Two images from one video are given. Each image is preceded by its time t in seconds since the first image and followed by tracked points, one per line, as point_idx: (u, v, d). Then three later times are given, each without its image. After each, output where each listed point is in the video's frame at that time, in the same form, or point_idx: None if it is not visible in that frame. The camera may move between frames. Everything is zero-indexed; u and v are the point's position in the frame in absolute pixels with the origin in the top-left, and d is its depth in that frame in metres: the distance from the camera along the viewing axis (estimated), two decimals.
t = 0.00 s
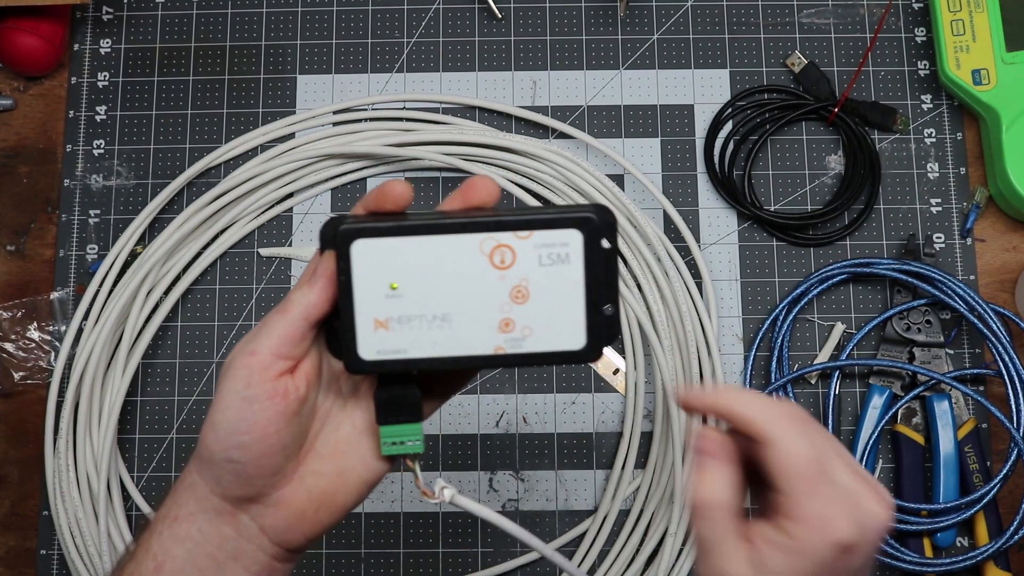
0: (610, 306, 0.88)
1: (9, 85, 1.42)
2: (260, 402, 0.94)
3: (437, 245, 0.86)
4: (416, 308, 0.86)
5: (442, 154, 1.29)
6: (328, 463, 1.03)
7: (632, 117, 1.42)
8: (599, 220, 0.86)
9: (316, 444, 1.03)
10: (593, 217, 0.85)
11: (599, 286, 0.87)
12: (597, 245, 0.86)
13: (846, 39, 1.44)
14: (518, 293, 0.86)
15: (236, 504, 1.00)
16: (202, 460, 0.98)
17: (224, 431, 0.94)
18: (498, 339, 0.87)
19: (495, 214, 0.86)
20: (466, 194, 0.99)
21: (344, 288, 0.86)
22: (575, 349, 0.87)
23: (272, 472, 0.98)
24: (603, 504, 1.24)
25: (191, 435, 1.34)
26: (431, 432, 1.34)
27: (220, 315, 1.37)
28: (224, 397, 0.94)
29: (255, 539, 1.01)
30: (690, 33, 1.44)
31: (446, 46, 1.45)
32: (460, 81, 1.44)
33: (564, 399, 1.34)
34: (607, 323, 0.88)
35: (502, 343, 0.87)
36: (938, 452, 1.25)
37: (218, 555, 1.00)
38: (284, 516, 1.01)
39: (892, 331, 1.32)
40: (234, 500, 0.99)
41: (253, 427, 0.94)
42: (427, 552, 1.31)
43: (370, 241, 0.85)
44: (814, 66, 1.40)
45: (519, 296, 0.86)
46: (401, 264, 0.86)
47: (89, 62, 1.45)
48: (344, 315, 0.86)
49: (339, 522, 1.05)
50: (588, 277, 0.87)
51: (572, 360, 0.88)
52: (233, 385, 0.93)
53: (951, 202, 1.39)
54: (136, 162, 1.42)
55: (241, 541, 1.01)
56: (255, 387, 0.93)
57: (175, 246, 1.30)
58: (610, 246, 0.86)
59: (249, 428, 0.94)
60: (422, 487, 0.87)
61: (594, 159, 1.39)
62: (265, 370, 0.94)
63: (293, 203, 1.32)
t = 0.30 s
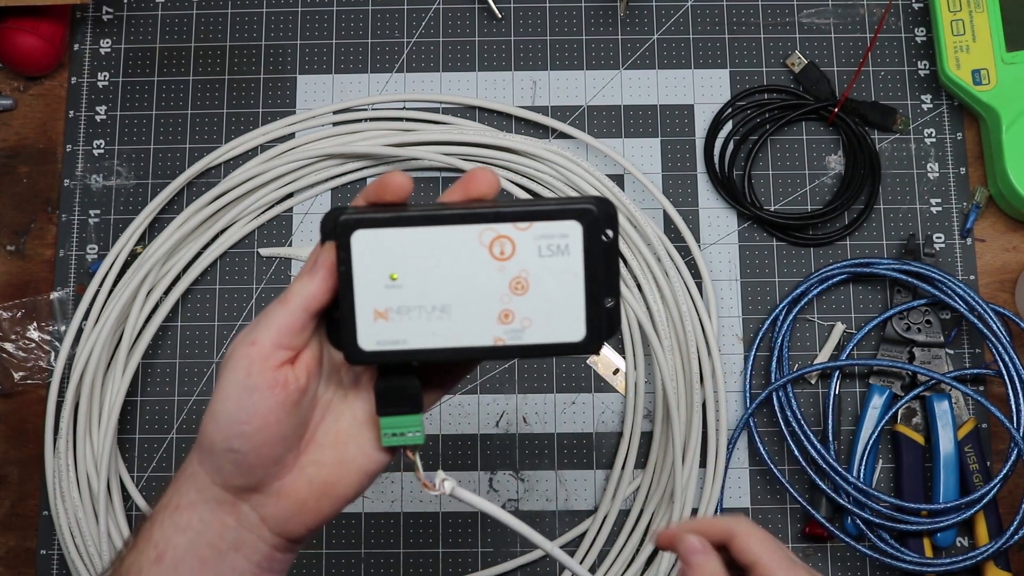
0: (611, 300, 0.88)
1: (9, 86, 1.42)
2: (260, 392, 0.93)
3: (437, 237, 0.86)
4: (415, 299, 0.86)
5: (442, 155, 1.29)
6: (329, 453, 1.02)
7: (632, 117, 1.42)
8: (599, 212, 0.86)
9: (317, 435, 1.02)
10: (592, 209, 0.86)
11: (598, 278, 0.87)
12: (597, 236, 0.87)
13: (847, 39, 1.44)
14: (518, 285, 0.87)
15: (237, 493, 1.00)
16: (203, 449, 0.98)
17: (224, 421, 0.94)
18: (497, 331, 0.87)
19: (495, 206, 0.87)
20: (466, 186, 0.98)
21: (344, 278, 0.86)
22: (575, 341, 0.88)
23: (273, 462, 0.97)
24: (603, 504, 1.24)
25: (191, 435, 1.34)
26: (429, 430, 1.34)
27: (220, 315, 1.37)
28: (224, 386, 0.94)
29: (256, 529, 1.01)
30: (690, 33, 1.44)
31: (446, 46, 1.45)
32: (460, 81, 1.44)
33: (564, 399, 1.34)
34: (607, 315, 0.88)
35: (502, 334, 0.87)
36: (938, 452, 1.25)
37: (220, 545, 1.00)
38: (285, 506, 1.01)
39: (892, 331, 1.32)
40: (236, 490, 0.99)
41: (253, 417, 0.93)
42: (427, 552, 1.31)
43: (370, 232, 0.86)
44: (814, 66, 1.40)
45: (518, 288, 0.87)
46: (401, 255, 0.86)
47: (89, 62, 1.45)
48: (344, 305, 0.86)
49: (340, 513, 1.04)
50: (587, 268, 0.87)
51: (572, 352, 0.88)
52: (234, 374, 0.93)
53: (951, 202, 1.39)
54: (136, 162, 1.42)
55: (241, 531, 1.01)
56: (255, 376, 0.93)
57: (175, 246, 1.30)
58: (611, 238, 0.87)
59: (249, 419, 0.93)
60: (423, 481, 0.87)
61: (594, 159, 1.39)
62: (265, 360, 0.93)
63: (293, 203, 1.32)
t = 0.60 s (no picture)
0: (608, 292, 0.88)
1: (9, 86, 1.42)
2: (259, 383, 0.93)
3: (433, 229, 0.86)
4: (412, 291, 0.86)
5: (442, 155, 1.29)
6: (327, 445, 1.02)
7: (632, 117, 1.42)
8: (595, 204, 0.86)
9: (315, 427, 1.02)
10: (589, 201, 0.86)
11: (595, 270, 0.87)
12: (593, 229, 0.86)
13: (847, 39, 1.44)
14: (514, 277, 0.86)
15: (236, 484, 1.00)
16: (202, 440, 0.98)
17: (223, 412, 0.94)
18: (494, 323, 0.87)
19: (491, 198, 0.86)
20: (463, 180, 0.99)
21: (342, 271, 0.86)
22: (572, 332, 0.87)
23: (272, 453, 0.97)
24: (603, 504, 1.24)
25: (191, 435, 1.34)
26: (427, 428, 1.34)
27: (220, 315, 1.37)
28: (223, 378, 0.94)
29: (255, 519, 1.02)
30: (690, 33, 1.44)
31: (446, 46, 1.45)
32: (460, 81, 1.44)
33: (564, 399, 1.34)
34: (604, 308, 0.88)
35: (499, 326, 0.87)
36: (938, 452, 1.25)
37: (219, 536, 1.01)
38: (283, 497, 1.01)
39: (892, 331, 1.32)
40: (235, 481, 0.99)
41: (252, 408, 0.93)
42: (427, 552, 1.31)
43: (367, 224, 0.86)
44: (814, 66, 1.40)
45: (515, 280, 0.86)
46: (398, 247, 0.86)
47: (89, 62, 1.45)
48: (341, 297, 0.86)
49: (339, 504, 1.04)
50: (584, 260, 0.87)
51: (569, 344, 0.88)
52: (232, 366, 0.93)
53: (951, 202, 1.39)
54: (136, 162, 1.42)
55: (240, 522, 1.01)
56: (254, 367, 0.92)
57: (175, 246, 1.30)
58: (608, 231, 0.87)
59: (248, 409, 0.93)
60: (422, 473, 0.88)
61: (594, 159, 1.39)
62: (264, 352, 0.93)
63: (293, 203, 1.32)
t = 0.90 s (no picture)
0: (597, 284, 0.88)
1: (9, 86, 1.42)
2: (251, 378, 0.93)
3: (423, 222, 0.86)
4: (403, 285, 0.87)
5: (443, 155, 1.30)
6: (320, 440, 1.02)
7: (632, 117, 1.42)
8: (583, 195, 0.87)
9: (308, 422, 1.02)
10: (577, 193, 0.86)
11: (584, 262, 0.87)
12: (582, 220, 0.87)
13: (847, 39, 1.44)
14: (504, 269, 0.87)
15: (230, 480, 1.00)
16: (195, 436, 0.98)
17: (217, 407, 0.94)
18: (485, 315, 0.87)
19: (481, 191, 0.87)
20: (453, 174, 0.99)
21: (333, 266, 0.87)
22: (562, 324, 0.88)
23: (263, 449, 0.97)
24: (603, 504, 1.24)
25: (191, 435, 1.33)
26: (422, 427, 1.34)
27: (220, 315, 1.37)
28: (216, 373, 0.94)
29: (250, 515, 1.02)
30: (690, 33, 1.44)
31: (446, 46, 1.45)
32: (459, 81, 1.44)
33: (564, 399, 1.34)
34: (594, 299, 0.89)
35: (489, 318, 0.87)
36: (938, 452, 1.25)
37: (213, 532, 1.01)
38: (277, 492, 1.01)
39: (892, 331, 1.32)
40: (229, 476, 0.99)
41: (243, 403, 0.94)
42: (427, 552, 1.31)
43: (357, 218, 0.86)
44: (814, 66, 1.40)
45: (505, 272, 0.87)
46: (388, 241, 0.86)
47: (90, 62, 1.45)
48: (333, 292, 0.87)
49: (333, 499, 1.04)
50: (573, 252, 0.87)
51: (559, 334, 0.88)
52: (225, 362, 0.93)
53: (951, 202, 1.39)
54: (136, 162, 1.42)
55: (234, 517, 1.01)
56: (246, 363, 0.93)
57: (175, 246, 1.30)
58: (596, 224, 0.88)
59: (240, 404, 0.94)
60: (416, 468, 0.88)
61: (593, 159, 1.39)
62: (256, 348, 0.93)
63: (293, 203, 1.32)
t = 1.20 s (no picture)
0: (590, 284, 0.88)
1: (9, 86, 1.42)
2: (246, 378, 0.93)
3: (417, 223, 0.87)
4: (398, 285, 0.87)
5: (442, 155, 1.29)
6: (316, 440, 1.02)
7: (632, 117, 1.42)
8: (576, 196, 0.87)
9: (303, 423, 1.02)
10: (570, 193, 0.86)
11: (577, 262, 0.87)
12: (575, 220, 0.87)
13: (847, 39, 1.44)
14: (498, 269, 0.87)
15: (225, 480, 1.00)
16: (190, 436, 0.98)
17: (211, 407, 0.94)
18: (478, 315, 0.87)
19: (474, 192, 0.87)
20: (448, 176, 1.00)
21: (328, 267, 0.87)
22: (555, 323, 0.88)
23: (259, 448, 0.97)
24: (603, 504, 1.24)
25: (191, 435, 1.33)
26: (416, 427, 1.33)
27: (220, 315, 1.37)
28: (212, 374, 0.94)
29: (245, 515, 1.01)
30: (690, 33, 1.44)
31: (446, 46, 1.45)
32: (460, 81, 1.44)
33: (564, 399, 1.34)
34: (587, 299, 0.89)
35: (483, 318, 0.87)
36: (938, 452, 1.25)
37: (209, 532, 1.00)
38: (272, 492, 1.00)
39: (892, 331, 1.32)
40: (224, 476, 0.99)
41: (239, 403, 0.93)
42: (427, 552, 1.31)
43: (352, 219, 0.86)
44: (814, 66, 1.40)
45: (498, 272, 0.87)
46: (383, 242, 0.87)
47: (89, 62, 1.45)
48: (328, 293, 0.87)
49: (329, 499, 1.04)
50: (566, 252, 0.87)
51: (553, 334, 0.88)
52: (220, 363, 0.93)
53: (951, 202, 1.39)
54: (136, 162, 1.42)
55: (229, 517, 1.01)
56: (241, 364, 0.93)
57: (175, 246, 1.30)
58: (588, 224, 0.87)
59: (236, 404, 0.94)
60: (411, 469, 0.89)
61: (593, 159, 1.39)
62: (251, 348, 0.93)
63: (293, 203, 1.32)
